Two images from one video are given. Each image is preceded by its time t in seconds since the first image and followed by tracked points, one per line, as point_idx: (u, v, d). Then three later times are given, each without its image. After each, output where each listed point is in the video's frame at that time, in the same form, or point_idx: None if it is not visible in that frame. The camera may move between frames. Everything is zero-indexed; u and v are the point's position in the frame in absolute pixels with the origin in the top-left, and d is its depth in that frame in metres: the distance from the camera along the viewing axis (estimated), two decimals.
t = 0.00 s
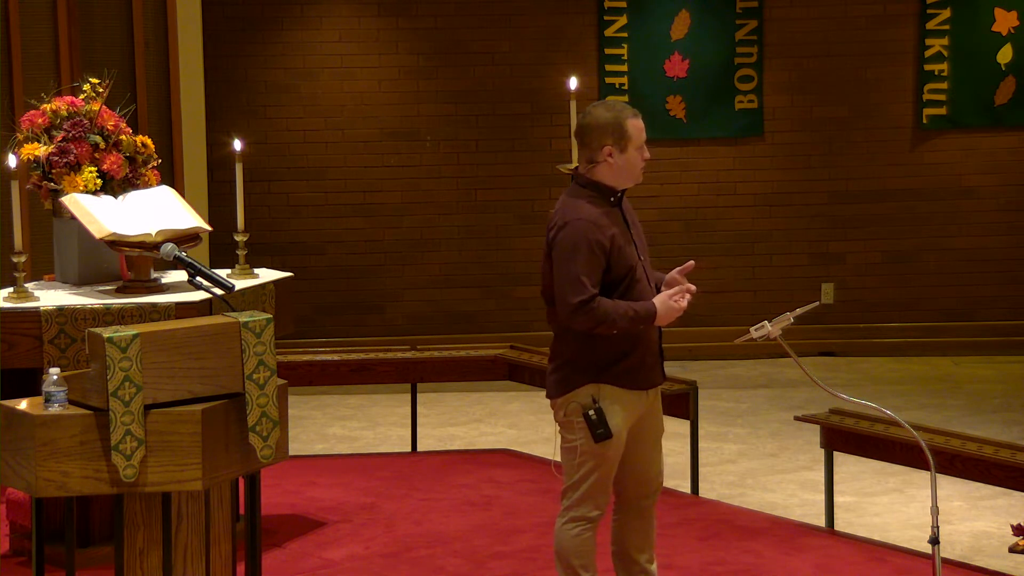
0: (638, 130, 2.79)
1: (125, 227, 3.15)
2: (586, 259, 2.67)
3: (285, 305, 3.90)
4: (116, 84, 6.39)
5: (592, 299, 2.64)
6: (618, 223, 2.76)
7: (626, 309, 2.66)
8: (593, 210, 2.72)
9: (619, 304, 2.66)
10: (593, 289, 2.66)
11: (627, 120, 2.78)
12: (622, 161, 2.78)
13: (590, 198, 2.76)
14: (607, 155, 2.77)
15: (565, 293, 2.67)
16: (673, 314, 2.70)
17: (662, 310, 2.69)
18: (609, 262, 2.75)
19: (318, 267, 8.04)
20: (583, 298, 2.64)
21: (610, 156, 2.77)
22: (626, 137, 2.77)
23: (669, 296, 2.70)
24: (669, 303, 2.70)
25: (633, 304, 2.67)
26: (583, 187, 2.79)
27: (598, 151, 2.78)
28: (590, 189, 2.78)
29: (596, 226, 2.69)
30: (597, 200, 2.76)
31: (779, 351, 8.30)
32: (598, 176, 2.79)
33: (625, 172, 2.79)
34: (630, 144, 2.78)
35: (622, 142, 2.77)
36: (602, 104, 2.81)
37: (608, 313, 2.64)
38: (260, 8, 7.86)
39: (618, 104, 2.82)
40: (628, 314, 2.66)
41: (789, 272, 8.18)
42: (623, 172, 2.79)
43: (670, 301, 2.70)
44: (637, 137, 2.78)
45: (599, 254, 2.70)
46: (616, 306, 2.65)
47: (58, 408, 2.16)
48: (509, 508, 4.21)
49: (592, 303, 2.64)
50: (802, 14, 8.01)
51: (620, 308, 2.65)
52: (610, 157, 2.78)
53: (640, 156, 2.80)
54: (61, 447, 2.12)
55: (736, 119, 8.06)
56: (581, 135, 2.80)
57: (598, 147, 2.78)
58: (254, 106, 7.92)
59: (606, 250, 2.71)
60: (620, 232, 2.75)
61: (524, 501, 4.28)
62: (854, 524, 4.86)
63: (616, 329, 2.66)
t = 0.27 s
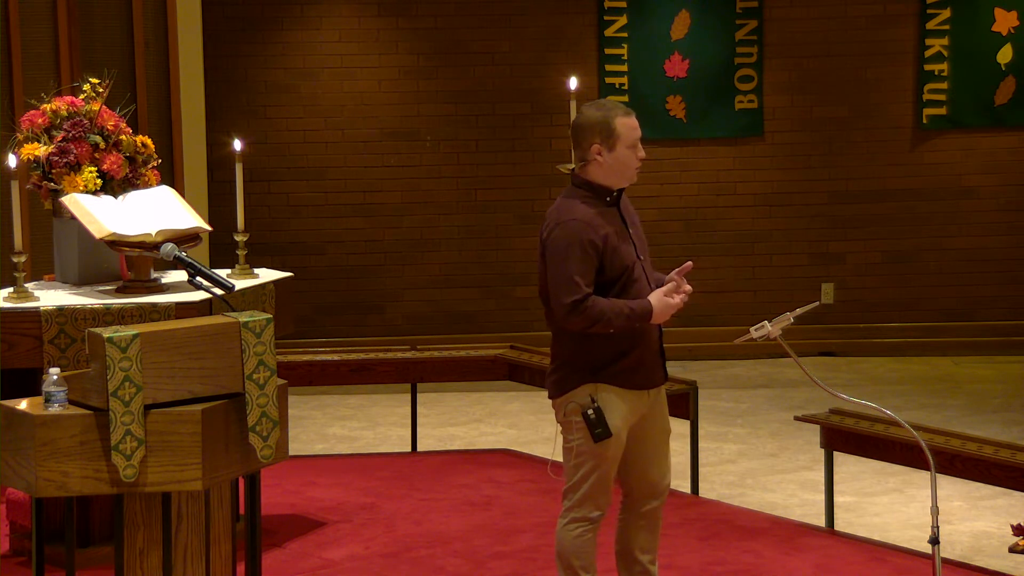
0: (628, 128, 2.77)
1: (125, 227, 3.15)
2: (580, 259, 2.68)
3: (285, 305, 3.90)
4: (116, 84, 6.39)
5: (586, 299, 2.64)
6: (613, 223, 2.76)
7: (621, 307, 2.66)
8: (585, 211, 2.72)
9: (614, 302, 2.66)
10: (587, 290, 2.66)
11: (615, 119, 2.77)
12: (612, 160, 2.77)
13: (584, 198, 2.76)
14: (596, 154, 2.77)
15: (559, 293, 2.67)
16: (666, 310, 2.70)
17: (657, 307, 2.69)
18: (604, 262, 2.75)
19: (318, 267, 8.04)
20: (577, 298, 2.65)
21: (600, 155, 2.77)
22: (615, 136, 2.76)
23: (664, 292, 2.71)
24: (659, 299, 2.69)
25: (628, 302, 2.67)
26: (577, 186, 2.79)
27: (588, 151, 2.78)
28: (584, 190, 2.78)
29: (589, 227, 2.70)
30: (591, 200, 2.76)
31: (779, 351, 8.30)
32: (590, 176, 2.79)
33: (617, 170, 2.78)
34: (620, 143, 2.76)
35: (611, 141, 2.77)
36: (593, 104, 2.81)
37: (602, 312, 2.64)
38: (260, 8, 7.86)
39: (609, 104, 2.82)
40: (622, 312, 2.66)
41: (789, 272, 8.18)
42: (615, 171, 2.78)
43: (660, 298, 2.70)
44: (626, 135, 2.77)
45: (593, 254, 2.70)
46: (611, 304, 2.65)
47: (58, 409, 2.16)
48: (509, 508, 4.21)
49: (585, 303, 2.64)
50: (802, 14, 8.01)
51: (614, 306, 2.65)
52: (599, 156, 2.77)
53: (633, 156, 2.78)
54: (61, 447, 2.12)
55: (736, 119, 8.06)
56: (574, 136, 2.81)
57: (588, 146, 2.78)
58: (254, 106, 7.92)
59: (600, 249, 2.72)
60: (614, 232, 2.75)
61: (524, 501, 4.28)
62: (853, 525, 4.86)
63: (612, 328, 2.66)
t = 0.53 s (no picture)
0: (622, 122, 2.76)
1: (125, 227, 3.15)
2: (579, 253, 2.69)
3: (285, 305, 3.90)
4: (116, 84, 6.39)
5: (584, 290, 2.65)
6: (615, 217, 2.76)
7: (622, 294, 2.65)
8: (584, 206, 2.74)
9: (614, 291, 2.65)
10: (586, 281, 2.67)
11: (609, 115, 2.77)
12: (610, 156, 2.77)
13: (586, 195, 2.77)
14: (593, 151, 2.78)
15: (560, 287, 2.69)
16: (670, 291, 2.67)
17: (658, 288, 2.67)
18: (607, 258, 2.75)
19: (318, 267, 8.04)
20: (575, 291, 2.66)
21: (598, 152, 2.78)
22: (609, 131, 2.76)
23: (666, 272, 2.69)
24: (662, 278, 2.67)
25: (629, 287, 2.66)
26: (580, 185, 2.80)
27: (586, 149, 2.79)
28: (587, 187, 2.79)
29: (587, 221, 2.71)
30: (592, 196, 2.77)
31: (779, 351, 8.30)
32: (592, 174, 2.80)
33: (616, 166, 2.77)
34: (614, 139, 2.76)
35: (604, 137, 2.77)
36: (589, 103, 2.82)
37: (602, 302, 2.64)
38: (260, 8, 7.86)
39: (605, 101, 2.82)
40: (622, 298, 2.65)
41: (789, 272, 8.18)
42: (614, 167, 2.77)
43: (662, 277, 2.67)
44: (620, 130, 2.76)
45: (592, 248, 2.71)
46: (611, 294, 2.65)
47: (58, 409, 2.16)
48: (509, 508, 4.21)
49: (584, 294, 2.66)
50: (802, 14, 8.01)
51: (615, 295, 2.65)
52: (596, 153, 2.78)
53: (631, 150, 2.77)
54: (61, 447, 2.12)
55: (736, 119, 8.06)
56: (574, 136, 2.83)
57: (586, 144, 2.79)
58: (254, 106, 7.92)
59: (600, 243, 2.73)
60: (616, 227, 2.75)
61: (524, 501, 4.28)
62: (853, 524, 4.86)
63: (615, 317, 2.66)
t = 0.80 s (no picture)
0: (637, 120, 2.78)
1: (125, 227, 3.15)
2: (587, 244, 2.71)
3: (285, 305, 3.90)
4: (116, 84, 6.39)
5: (590, 282, 2.66)
6: (627, 213, 2.78)
7: (631, 293, 2.64)
8: (596, 200, 2.76)
9: (623, 288, 2.65)
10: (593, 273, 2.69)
11: (623, 112, 2.79)
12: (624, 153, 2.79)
13: (600, 189, 2.80)
14: (609, 149, 2.80)
15: (567, 277, 2.70)
16: (686, 305, 2.63)
17: (673, 298, 2.63)
18: (617, 252, 2.77)
19: (318, 267, 8.04)
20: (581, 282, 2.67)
21: (613, 149, 2.80)
22: (623, 129, 2.78)
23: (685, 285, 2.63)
24: (681, 290, 2.63)
25: (640, 290, 2.65)
26: (596, 180, 2.83)
27: (603, 146, 2.82)
28: (603, 182, 2.81)
29: (597, 213, 2.74)
30: (606, 191, 2.80)
31: (779, 351, 8.29)
32: (608, 170, 2.82)
33: (630, 164, 2.79)
34: (628, 136, 2.78)
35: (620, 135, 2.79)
36: (607, 101, 2.85)
37: (607, 296, 2.64)
38: (260, 8, 7.86)
39: (622, 98, 2.84)
40: (631, 298, 2.64)
41: (789, 272, 8.18)
42: (629, 164, 2.79)
43: (682, 289, 2.63)
44: (635, 128, 2.77)
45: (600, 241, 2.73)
46: (619, 290, 2.64)
47: (58, 409, 2.16)
48: (509, 508, 4.21)
49: (590, 286, 2.66)
50: (802, 14, 8.02)
51: (623, 291, 2.65)
52: (612, 150, 2.80)
53: (646, 147, 2.78)
54: (61, 447, 2.12)
55: (736, 118, 8.06)
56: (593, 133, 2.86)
57: (602, 141, 2.82)
58: (254, 106, 7.92)
59: (608, 236, 2.75)
60: (628, 222, 2.77)
61: (524, 501, 4.28)
62: (853, 524, 4.86)
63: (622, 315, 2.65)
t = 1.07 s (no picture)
0: (659, 124, 2.83)
1: (125, 227, 3.15)
2: (593, 244, 2.78)
3: (285, 305, 3.90)
4: (116, 84, 6.39)
5: (590, 285, 2.73)
6: (639, 216, 2.84)
7: (627, 308, 2.69)
8: (610, 201, 2.82)
9: (620, 300, 2.70)
10: (595, 275, 2.76)
11: (647, 115, 2.84)
12: (644, 156, 2.84)
13: (616, 188, 2.86)
14: (629, 150, 2.86)
15: (571, 275, 2.78)
16: (676, 327, 2.67)
17: (666, 319, 2.68)
18: (625, 254, 2.83)
19: (318, 267, 8.05)
20: (582, 283, 2.74)
21: (632, 150, 2.86)
22: (645, 131, 2.83)
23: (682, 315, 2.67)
24: (675, 313, 2.67)
25: (638, 304, 2.69)
26: (613, 179, 2.88)
27: (623, 147, 2.87)
28: (619, 181, 2.87)
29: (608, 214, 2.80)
30: (621, 191, 2.85)
31: (779, 351, 8.30)
32: (626, 171, 2.87)
33: (648, 166, 2.84)
34: (649, 139, 2.83)
35: (642, 138, 2.84)
36: (632, 102, 2.90)
37: (604, 304, 2.70)
38: (260, 8, 7.86)
39: (646, 101, 2.89)
40: (628, 309, 2.69)
41: (789, 272, 8.18)
42: (647, 167, 2.84)
43: (676, 314, 2.67)
44: (656, 132, 2.83)
45: (606, 243, 2.80)
46: (616, 300, 2.70)
47: (58, 409, 2.16)
48: (509, 508, 4.21)
49: (590, 289, 2.73)
50: (802, 14, 8.01)
51: (620, 301, 2.70)
52: (632, 152, 2.86)
53: (665, 152, 2.83)
54: (61, 447, 2.12)
55: (736, 118, 8.06)
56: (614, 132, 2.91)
57: (622, 141, 2.87)
58: (253, 106, 7.92)
59: (616, 238, 2.81)
60: (638, 225, 2.83)
61: (524, 501, 4.28)
62: (853, 525, 4.86)
63: (616, 325, 2.71)
